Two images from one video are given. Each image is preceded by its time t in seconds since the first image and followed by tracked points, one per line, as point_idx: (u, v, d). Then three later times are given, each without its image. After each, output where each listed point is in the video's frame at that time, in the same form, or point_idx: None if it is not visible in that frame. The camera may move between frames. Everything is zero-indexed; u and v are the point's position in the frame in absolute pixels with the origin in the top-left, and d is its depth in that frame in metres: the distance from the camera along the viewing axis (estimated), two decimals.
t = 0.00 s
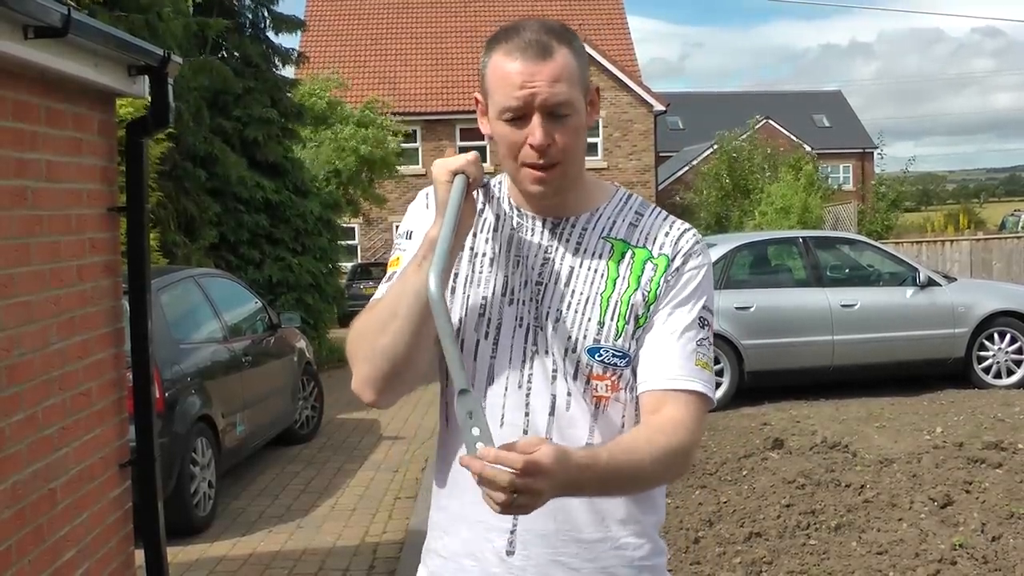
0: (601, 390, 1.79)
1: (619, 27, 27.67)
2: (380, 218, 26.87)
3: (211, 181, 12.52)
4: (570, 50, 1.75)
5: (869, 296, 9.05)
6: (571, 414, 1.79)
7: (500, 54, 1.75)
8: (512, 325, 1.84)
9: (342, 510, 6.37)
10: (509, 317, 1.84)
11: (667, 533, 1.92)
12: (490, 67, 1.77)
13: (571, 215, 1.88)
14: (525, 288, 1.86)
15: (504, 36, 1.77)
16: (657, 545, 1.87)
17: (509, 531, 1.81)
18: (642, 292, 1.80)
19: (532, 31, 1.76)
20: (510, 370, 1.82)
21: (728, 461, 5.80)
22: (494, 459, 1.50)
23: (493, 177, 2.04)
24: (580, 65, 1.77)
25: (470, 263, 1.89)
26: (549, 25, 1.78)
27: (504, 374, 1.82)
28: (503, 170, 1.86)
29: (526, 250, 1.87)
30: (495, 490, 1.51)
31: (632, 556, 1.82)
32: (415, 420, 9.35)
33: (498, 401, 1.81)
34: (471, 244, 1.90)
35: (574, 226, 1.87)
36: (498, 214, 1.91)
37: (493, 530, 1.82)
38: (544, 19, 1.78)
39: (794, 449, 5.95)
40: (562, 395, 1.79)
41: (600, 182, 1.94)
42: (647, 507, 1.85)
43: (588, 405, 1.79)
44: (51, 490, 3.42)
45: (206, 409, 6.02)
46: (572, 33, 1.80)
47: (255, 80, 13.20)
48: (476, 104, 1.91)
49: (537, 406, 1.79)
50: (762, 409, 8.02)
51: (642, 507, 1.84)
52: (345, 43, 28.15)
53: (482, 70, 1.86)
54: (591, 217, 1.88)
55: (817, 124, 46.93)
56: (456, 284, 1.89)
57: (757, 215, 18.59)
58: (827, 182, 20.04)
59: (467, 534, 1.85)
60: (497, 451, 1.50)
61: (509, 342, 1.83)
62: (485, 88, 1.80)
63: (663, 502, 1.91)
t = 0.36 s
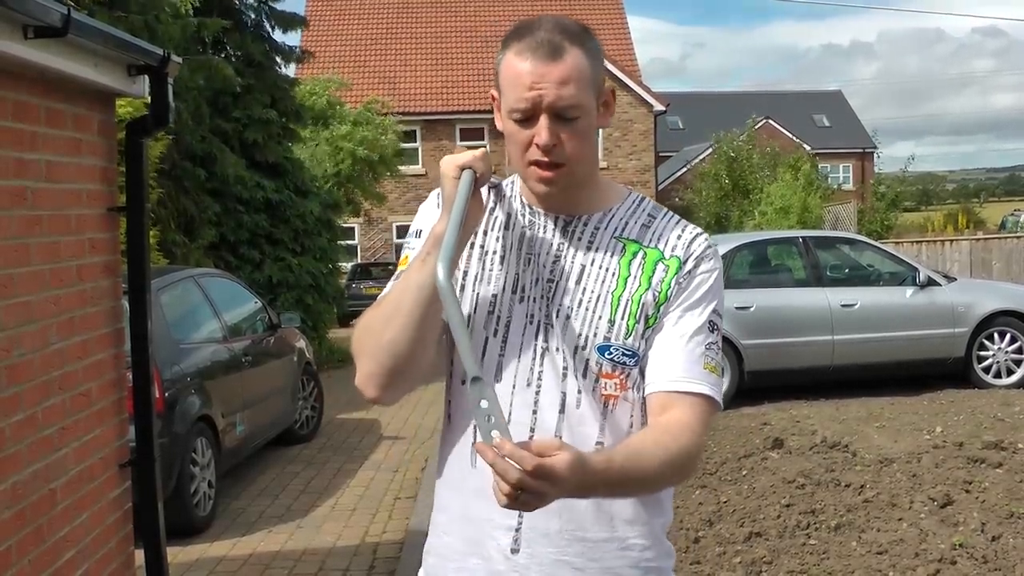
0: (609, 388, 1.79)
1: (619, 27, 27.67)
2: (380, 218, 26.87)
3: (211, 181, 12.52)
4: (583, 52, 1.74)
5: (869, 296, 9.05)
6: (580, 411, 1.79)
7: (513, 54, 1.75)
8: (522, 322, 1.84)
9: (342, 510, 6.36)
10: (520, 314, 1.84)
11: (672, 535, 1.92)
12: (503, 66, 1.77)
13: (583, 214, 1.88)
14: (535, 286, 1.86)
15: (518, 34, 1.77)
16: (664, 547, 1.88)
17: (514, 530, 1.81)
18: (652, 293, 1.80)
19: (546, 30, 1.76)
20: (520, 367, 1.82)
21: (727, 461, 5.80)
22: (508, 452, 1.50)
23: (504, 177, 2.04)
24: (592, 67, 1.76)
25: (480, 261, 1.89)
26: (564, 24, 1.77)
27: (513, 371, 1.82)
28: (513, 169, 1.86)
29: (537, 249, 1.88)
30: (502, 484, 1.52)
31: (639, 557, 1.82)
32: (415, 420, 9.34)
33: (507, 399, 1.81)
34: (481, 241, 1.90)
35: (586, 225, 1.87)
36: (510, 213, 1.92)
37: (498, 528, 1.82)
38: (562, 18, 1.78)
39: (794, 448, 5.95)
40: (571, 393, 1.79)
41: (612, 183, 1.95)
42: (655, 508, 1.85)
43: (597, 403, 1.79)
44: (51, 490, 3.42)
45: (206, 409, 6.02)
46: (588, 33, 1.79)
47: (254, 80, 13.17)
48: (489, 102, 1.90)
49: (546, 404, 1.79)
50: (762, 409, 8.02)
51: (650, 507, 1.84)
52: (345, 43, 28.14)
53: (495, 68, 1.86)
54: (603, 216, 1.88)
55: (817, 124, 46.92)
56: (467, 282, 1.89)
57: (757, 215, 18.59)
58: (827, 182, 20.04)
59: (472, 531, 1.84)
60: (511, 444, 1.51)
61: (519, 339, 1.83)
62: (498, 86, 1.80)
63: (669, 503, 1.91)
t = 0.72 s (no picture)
0: (616, 389, 1.79)
1: (619, 26, 27.66)
2: (380, 218, 26.87)
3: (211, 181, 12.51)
4: (585, 48, 1.74)
5: (869, 296, 9.05)
6: (587, 413, 1.78)
7: (515, 50, 1.76)
8: (527, 323, 1.84)
9: (343, 510, 6.36)
10: (525, 315, 1.85)
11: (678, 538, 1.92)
12: (506, 62, 1.78)
13: (588, 213, 1.90)
14: (540, 287, 1.86)
15: (521, 30, 1.77)
16: (670, 548, 1.88)
17: (520, 532, 1.81)
18: (659, 296, 1.79)
19: (548, 26, 1.76)
20: (525, 369, 1.82)
21: (727, 461, 5.80)
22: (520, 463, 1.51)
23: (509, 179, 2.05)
24: (596, 64, 1.76)
25: (484, 262, 1.90)
26: (567, 19, 1.77)
27: (518, 373, 1.82)
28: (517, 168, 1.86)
29: (542, 250, 1.88)
30: (526, 499, 1.54)
31: (646, 557, 1.82)
32: (416, 420, 9.34)
33: (513, 400, 1.81)
34: (485, 242, 1.91)
35: (593, 225, 1.88)
36: (516, 214, 1.93)
37: (503, 530, 1.82)
38: (564, 14, 1.78)
39: (794, 448, 5.95)
40: (577, 394, 1.79)
41: (618, 185, 1.95)
42: (661, 509, 1.85)
43: (604, 404, 1.79)
44: (51, 490, 3.42)
45: (206, 409, 6.02)
46: (593, 30, 1.79)
47: (253, 79, 13.15)
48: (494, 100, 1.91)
49: (552, 406, 1.79)
50: (761, 409, 8.03)
51: (656, 509, 1.84)
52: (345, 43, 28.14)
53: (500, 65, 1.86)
54: (611, 217, 1.89)
55: (817, 124, 46.89)
56: (471, 283, 1.89)
57: (756, 214, 18.58)
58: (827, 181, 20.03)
59: (477, 534, 1.84)
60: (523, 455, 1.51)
61: (525, 340, 1.84)
62: (501, 84, 1.81)
63: (675, 505, 1.91)
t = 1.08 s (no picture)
0: (619, 381, 1.79)
1: (619, 26, 27.65)
2: (380, 218, 26.87)
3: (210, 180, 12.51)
4: (594, 43, 1.74)
5: (870, 296, 9.05)
6: (591, 403, 1.79)
7: (523, 45, 1.75)
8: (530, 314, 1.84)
9: (343, 510, 6.36)
10: (529, 307, 1.85)
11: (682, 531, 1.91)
12: (514, 58, 1.77)
13: (591, 205, 1.89)
14: (543, 277, 1.86)
15: (529, 25, 1.77)
16: (674, 542, 1.87)
17: (524, 523, 1.81)
18: (661, 287, 1.80)
19: (555, 21, 1.75)
20: (529, 360, 1.82)
21: (727, 461, 5.80)
22: (505, 430, 1.47)
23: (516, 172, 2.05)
24: (604, 60, 1.76)
25: (487, 251, 1.89)
26: (573, 15, 1.77)
27: (523, 364, 1.82)
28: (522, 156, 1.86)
29: (545, 241, 1.88)
30: (502, 463, 1.51)
31: (649, 552, 1.82)
32: (416, 420, 9.34)
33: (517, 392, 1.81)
34: (489, 233, 1.90)
35: (596, 218, 1.88)
36: (519, 205, 1.92)
37: (507, 522, 1.82)
38: (570, 9, 1.78)
39: (794, 448, 5.94)
40: (581, 386, 1.79)
41: (623, 179, 1.95)
42: (664, 502, 1.85)
43: (606, 395, 1.79)
44: (51, 490, 3.42)
45: (206, 409, 6.02)
46: (599, 24, 1.79)
47: (250, 77, 13.12)
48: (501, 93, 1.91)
49: (556, 397, 1.80)
50: (761, 409, 8.03)
51: (659, 503, 1.85)
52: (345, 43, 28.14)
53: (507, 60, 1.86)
54: (614, 210, 1.88)
55: (817, 124, 46.90)
56: (476, 273, 1.89)
57: (756, 214, 18.58)
58: (827, 182, 20.03)
59: (482, 526, 1.84)
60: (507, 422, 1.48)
61: (529, 332, 1.84)
62: (508, 78, 1.80)
63: (679, 499, 1.91)
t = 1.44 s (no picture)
0: (627, 379, 1.79)
1: (620, 26, 27.65)
2: (380, 218, 26.89)
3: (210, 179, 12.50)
4: (605, 48, 1.75)
5: (870, 296, 9.05)
6: (599, 401, 1.79)
7: (534, 49, 1.75)
8: (536, 314, 1.83)
9: (343, 510, 6.36)
10: (534, 307, 1.84)
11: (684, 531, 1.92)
12: (524, 62, 1.77)
13: (597, 208, 1.89)
14: (550, 277, 1.85)
15: (540, 31, 1.77)
16: (678, 540, 1.88)
17: (532, 525, 1.81)
18: (669, 286, 1.81)
19: (567, 25, 1.76)
20: (536, 359, 1.81)
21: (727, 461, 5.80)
22: (519, 471, 1.50)
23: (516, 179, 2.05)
24: (614, 63, 1.77)
25: (491, 255, 1.89)
26: (581, 20, 1.78)
27: (529, 363, 1.81)
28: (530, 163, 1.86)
29: (551, 242, 1.87)
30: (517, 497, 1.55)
31: (654, 549, 1.83)
32: (416, 420, 9.34)
33: (524, 393, 1.80)
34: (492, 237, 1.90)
35: (602, 218, 1.88)
36: (522, 209, 1.92)
37: (515, 523, 1.81)
38: (578, 14, 1.78)
39: (794, 448, 5.94)
40: (589, 383, 1.79)
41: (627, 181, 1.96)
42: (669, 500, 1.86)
43: (614, 393, 1.79)
44: (51, 490, 3.42)
45: (207, 408, 6.02)
46: (605, 29, 1.80)
47: (249, 76, 13.09)
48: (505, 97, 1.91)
49: (563, 396, 1.79)
50: (761, 408, 8.03)
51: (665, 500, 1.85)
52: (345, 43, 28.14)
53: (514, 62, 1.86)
54: (619, 211, 1.89)
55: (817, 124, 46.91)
56: (480, 276, 1.88)
57: (756, 214, 18.58)
58: (826, 182, 20.03)
59: (491, 528, 1.84)
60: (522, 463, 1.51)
61: (535, 332, 1.82)
62: (518, 82, 1.80)
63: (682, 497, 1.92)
